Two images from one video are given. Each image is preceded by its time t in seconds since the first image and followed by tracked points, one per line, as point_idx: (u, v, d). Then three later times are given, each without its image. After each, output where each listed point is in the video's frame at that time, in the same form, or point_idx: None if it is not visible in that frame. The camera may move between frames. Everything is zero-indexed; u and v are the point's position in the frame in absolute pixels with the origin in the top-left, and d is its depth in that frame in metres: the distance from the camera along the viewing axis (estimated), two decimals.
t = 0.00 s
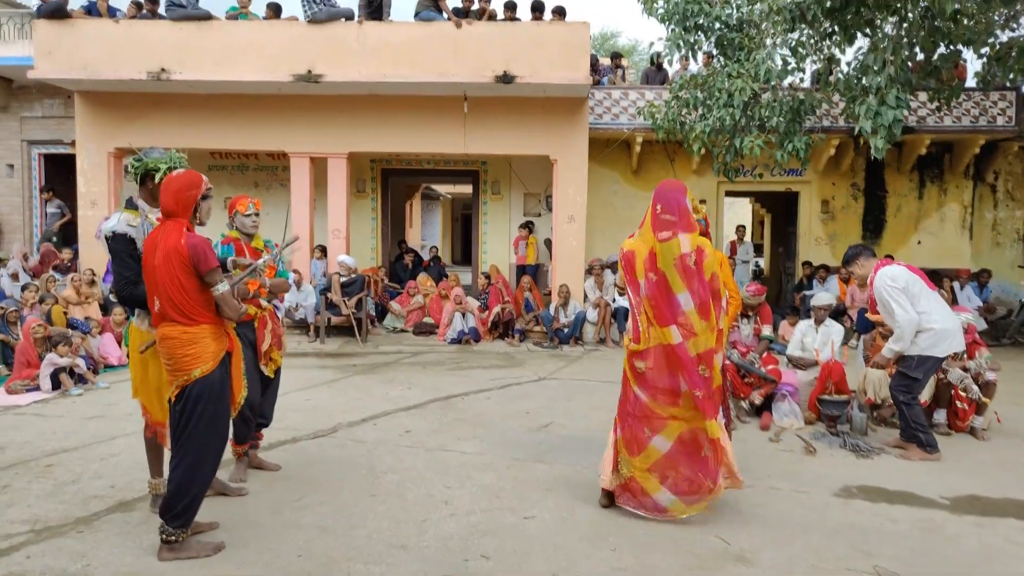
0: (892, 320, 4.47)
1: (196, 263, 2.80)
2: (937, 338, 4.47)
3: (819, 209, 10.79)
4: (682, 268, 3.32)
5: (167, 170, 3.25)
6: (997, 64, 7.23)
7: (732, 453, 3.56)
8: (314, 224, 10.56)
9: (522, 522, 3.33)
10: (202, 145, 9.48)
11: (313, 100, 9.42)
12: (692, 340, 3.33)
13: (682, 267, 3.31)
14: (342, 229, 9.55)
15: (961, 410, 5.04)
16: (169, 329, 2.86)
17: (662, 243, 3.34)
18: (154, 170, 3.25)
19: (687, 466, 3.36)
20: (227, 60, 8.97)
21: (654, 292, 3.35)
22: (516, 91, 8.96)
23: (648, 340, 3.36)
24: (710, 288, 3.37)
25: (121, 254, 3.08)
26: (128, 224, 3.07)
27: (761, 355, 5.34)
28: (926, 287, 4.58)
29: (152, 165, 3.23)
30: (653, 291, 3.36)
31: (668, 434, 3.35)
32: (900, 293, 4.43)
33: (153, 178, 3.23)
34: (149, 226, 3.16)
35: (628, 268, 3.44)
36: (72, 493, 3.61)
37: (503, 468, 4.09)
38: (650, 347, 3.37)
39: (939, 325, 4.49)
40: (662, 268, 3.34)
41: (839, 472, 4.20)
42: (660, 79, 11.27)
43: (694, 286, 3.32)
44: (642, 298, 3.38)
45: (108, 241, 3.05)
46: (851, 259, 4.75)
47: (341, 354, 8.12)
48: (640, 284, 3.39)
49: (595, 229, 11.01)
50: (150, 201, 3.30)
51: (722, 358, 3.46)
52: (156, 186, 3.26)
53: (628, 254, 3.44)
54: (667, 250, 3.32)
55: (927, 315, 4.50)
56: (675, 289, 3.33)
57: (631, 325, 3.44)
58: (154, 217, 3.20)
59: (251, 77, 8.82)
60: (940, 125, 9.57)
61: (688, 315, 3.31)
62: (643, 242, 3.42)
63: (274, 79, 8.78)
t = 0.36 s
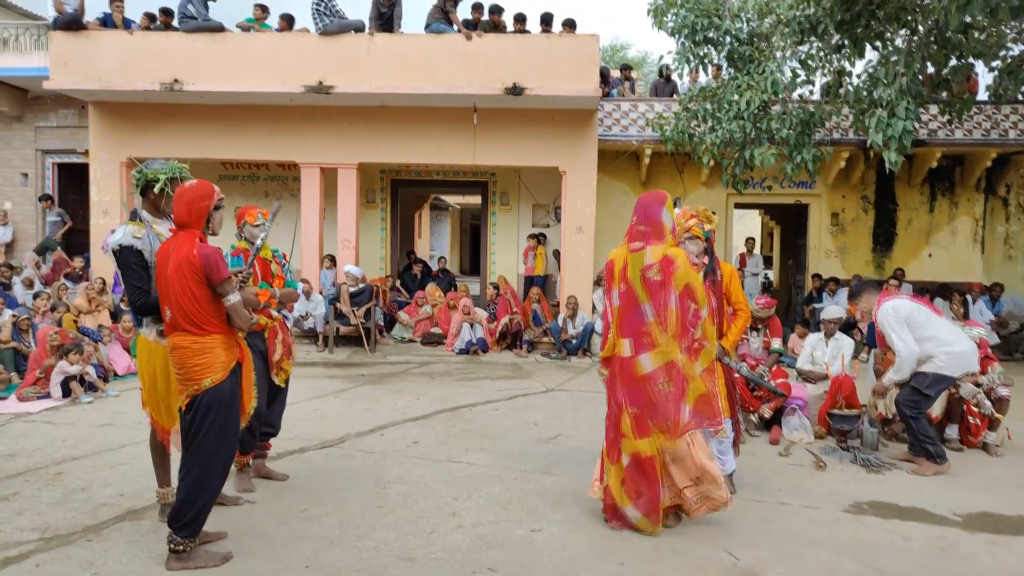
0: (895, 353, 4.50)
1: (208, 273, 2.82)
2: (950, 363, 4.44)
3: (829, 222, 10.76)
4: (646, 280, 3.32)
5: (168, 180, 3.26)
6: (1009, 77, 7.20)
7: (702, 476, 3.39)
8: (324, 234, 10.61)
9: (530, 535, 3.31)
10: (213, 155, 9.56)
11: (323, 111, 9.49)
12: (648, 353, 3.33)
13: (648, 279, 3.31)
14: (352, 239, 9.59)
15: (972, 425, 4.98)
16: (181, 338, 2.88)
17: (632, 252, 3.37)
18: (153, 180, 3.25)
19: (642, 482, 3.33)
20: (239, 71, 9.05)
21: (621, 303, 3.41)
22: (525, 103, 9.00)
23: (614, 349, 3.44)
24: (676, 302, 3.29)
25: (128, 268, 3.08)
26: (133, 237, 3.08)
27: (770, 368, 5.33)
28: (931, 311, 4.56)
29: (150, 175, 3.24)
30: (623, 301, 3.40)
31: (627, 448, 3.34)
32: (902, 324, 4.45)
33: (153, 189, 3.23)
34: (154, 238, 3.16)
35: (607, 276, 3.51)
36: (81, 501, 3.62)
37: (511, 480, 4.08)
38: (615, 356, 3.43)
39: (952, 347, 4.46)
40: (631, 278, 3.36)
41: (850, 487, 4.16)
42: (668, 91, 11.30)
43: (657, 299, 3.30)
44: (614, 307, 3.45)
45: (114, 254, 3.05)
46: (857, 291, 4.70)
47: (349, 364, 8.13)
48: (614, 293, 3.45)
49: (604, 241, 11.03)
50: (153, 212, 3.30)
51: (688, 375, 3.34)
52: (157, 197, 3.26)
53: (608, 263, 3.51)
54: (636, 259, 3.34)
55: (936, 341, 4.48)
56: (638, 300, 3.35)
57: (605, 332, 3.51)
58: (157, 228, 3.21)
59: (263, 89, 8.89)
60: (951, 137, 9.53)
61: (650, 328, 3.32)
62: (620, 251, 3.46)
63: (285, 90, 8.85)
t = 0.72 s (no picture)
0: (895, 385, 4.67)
1: (215, 273, 2.82)
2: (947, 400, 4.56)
3: (834, 220, 10.73)
4: (621, 278, 3.34)
5: (170, 176, 3.29)
6: (1016, 74, 7.17)
7: (662, 481, 3.29)
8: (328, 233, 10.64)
9: (534, 533, 3.32)
10: (217, 154, 9.59)
11: (327, 110, 9.50)
12: (616, 350, 3.34)
13: (622, 277, 3.32)
14: (356, 238, 9.61)
15: (977, 422, 4.97)
16: (188, 338, 2.89)
17: (612, 250, 3.40)
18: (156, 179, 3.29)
19: (615, 479, 3.35)
20: (243, 70, 9.07)
21: (600, 300, 3.45)
22: (530, 101, 9.00)
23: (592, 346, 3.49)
24: (646, 300, 3.26)
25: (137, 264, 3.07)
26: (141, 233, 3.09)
27: (775, 367, 5.29)
28: (932, 350, 4.69)
29: (152, 173, 3.28)
30: (601, 298, 3.45)
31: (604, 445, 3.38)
32: (901, 363, 4.59)
33: (158, 186, 3.26)
34: (161, 236, 3.16)
35: (592, 274, 3.56)
36: (88, 499, 3.64)
37: (516, 478, 4.09)
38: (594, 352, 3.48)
39: (953, 384, 4.55)
40: (611, 276, 3.39)
41: (855, 485, 4.16)
42: (672, 89, 11.29)
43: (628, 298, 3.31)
44: (595, 304, 3.50)
45: (123, 249, 3.06)
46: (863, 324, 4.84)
47: (354, 362, 8.14)
48: (596, 290, 3.50)
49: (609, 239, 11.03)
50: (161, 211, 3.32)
51: (649, 375, 3.28)
52: (163, 195, 3.28)
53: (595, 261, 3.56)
54: (614, 257, 3.37)
55: (938, 377, 4.58)
56: (613, 297, 3.37)
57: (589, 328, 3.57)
58: (164, 225, 3.23)
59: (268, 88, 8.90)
60: (957, 135, 9.50)
61: (620, 325, 3.33)
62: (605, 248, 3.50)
63: (290, 89, 8.87)
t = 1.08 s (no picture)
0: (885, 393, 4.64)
1: (218, 265, 2.83)
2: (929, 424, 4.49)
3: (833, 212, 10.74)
4: (616, 270, 3.33)
5: (172, 164, 3.26)
6: (1016, 65, 7.15)
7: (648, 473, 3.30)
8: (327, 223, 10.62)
9: (532, 524, 3.33)
10: (215, 144, 9.56)
11: (326, 100, 9.47)
12: (608, 342, 3.33)
13: (617, 268, 3.32)
14: (355, 229, 9.60)
15: (974, 414, 4.96)
16: (186, 330, 2.89)
17: (606, 242, 3.38)
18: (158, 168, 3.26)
19: (603, 470, 3.36)
20: (241, 60, 9.03)
21: (593, 293, 3.42)
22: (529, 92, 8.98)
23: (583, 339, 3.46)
24: (639, 291, 3.28)
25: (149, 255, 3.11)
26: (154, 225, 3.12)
27: (773, 358, 5.33)
28: (937, 372, 4.57)
29: (154, 162, 3.24)
30: (594, 291, 3.42)
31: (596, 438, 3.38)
32: (901, 376, 4.50)
33: (161, 174, 3.24)
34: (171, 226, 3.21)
35: (584, 268, 3.53)
36: (88, 490, 3.66)
37: (514, 469, 4.10)
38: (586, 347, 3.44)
39: (941, 411, 4.47)
40: (604, 268, 3.37)
41: (852, 476, 4.17)
42: (671, 80, 11.26)
43: (622, 289, 3.31)
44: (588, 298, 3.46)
45: (135, 240, 3.08)
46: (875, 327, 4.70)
47: (353, 353, 8.15)
48: (589, 284, 3.46)
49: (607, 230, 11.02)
50: (164, 201, 3.33)
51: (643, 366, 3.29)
52: (166, 183, 3.27)
53: (586, 255, 3.53)
54: (609, 249, 3.36)
55: (930, 402, 4.51)
56: (607, 289, 3.35)
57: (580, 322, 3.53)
58: (170, 216, 3.27)
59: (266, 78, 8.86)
60: (957, 127, 9.48)
61: (614, 317, 3.32)
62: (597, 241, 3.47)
63: (288, 79, 8.83)
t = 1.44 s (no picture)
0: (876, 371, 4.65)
1: (213, 250, 2.82)
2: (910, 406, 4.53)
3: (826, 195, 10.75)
4: (640, 254, 3.32)
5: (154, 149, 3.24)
6: (1010, 48, 7.13)
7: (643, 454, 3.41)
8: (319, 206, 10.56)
9: (526, 506, 3.36)
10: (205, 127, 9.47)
11: (317, 82, 9.37)
12: (626, 328, 3.32)
13: (643, 253, 3.32)
14: (347, 212, 9.55)
15: (962, 396, 5.03)
16: (179, 316, 2.87)
17: (625, 226, 3.32)
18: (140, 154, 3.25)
19: (591, 454, 3.35)
20: (230, 42, 8.92)
21: (606, 279, 3.31)
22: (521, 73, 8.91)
23: (586, 327, 3.34)
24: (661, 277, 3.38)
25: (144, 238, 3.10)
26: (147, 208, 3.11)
27: (765, 341, 5.34)
28: (931, 357, 4.53)
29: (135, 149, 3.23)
30: (607, 277, 3.31)
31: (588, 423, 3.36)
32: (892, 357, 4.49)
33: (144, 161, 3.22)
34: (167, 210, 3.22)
35: (584, 254, 3.36)
36: (81, 474, 3.66)
37: (507, 452, 4.12)
38: (593, 334, 3.33)
39: (923, 395, 4.49)
40: (623, 253, 3.31)
41: (841, 458, 4.22)
42: (665, 61, 11.19)
43: (649, 275, 3.34)
44: (597, 285, 3.32)
45: (130, 222, 3.07)
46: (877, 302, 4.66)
47: (347, 337, 8.14)
48: (596, 270, 3.31)
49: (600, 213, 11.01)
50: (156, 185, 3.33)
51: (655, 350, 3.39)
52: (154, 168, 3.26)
53: (587, 240, 3.37)
54: (630, 233, 3.31)
55: (915, 385, 4.52)
56: (629, 273, 3.32)
57: (581, 310, 3.37)
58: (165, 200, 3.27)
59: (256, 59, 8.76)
60: (950, 110, 9.48)
61: (638, 303, 3.32)
62: (605, 226, 3.36)
63: (278, 60, 8.73)
